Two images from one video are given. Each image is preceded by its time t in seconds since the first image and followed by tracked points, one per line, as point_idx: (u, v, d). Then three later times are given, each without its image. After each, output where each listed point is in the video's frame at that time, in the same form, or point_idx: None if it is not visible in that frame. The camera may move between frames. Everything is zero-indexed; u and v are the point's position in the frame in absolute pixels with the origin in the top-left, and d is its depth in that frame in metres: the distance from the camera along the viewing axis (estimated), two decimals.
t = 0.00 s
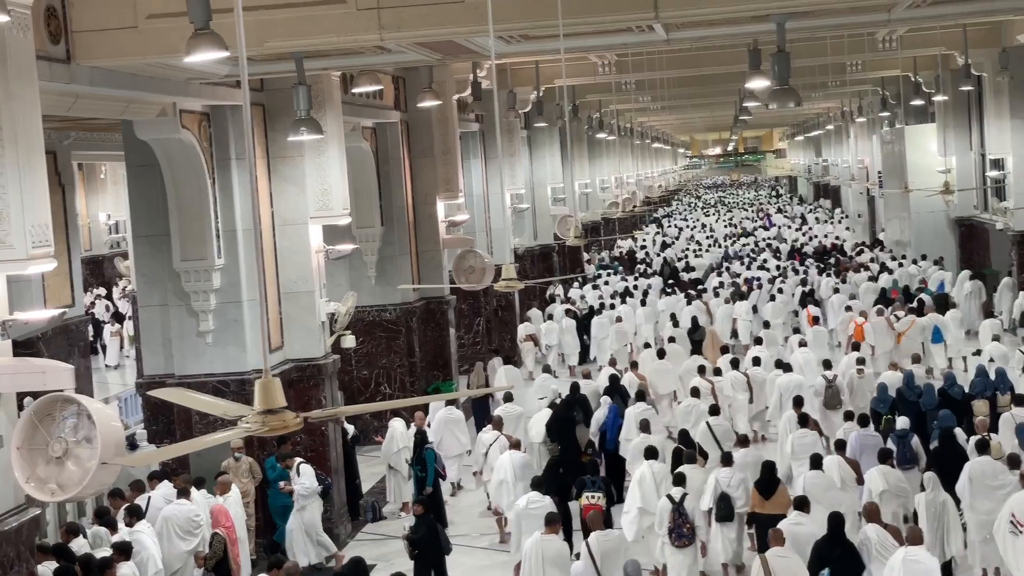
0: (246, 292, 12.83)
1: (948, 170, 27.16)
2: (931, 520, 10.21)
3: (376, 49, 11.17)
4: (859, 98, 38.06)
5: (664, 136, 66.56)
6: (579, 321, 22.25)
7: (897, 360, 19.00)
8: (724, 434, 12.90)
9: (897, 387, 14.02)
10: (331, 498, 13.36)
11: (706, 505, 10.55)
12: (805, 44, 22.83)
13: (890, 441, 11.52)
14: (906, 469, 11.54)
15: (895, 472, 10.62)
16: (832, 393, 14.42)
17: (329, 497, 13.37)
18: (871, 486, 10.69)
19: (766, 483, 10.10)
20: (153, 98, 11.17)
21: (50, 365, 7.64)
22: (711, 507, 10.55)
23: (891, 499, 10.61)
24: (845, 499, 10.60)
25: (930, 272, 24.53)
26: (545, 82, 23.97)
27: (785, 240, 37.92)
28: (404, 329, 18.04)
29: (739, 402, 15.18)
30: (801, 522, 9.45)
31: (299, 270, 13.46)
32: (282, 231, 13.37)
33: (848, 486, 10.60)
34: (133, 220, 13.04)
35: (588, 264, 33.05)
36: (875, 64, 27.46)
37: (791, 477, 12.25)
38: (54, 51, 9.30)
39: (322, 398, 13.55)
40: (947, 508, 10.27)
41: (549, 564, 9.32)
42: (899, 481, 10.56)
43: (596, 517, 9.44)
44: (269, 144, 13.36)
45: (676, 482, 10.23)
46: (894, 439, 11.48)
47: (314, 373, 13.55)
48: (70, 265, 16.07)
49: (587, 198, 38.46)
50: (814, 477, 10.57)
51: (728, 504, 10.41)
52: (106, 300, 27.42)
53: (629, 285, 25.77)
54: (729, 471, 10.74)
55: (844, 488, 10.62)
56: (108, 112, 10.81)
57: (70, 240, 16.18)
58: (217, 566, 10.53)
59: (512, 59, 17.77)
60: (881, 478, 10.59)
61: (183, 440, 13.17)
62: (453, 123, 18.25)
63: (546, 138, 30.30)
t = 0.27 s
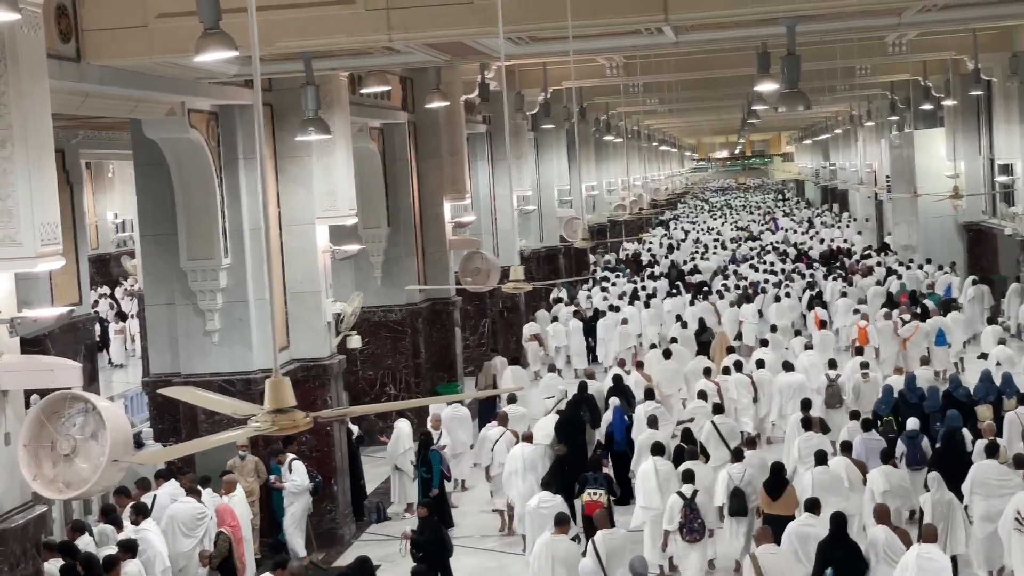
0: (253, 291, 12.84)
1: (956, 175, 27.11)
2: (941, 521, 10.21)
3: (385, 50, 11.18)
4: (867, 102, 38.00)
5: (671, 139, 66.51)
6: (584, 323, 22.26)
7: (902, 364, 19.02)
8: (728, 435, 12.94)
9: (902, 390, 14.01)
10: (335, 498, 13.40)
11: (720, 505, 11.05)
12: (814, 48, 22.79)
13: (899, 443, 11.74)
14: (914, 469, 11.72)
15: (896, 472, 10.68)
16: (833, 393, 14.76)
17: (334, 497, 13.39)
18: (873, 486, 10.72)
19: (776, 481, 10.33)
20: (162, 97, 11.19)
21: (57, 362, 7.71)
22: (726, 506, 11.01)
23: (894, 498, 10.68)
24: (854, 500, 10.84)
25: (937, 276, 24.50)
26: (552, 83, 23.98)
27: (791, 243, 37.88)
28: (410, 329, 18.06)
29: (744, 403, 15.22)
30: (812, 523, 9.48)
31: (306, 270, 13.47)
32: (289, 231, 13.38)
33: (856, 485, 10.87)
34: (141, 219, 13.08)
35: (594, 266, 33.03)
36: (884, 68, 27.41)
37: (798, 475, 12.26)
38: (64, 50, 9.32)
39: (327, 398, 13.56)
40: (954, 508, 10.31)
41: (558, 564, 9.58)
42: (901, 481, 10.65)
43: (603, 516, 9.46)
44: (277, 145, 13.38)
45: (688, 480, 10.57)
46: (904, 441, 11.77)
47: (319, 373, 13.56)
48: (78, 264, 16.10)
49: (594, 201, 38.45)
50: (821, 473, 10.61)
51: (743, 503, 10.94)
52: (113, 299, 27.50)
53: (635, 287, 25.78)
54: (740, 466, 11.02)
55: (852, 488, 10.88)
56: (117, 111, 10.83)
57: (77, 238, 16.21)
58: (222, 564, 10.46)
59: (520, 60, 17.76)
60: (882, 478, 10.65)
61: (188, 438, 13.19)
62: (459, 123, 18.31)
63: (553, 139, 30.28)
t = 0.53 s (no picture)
0: (258, 287, 12.83)
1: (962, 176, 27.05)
2: (939, 515, 10.44)
3: (391, 46, 11.16)
4: (873, 102, 37.91)
5: (677, 138, 66.36)
6: (589, 321, 22.23)
7: (905, 365, 19.03)
8: (730, 431, 12.94)
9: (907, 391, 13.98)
10: (339, 495, 13.39)
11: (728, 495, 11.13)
12: (821, 48, 22.73)
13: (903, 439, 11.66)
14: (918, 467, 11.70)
15: (897, 468, 10.67)
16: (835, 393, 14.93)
17: (337, 493, 13.38)
18: (873, 483, 10.74)
19: (781, 475, 10.53)
20: (169, 92, 11.17)
21: (63, 356, 7.80)
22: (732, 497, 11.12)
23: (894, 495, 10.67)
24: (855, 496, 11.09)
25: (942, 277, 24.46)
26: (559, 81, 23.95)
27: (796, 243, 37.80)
28: (414, 327, 18.05)
29: (747, 401, 15.24)
30: (820, 518, 9.63)
31: (312, 266, 13.45)
32: (294, 226, 13.36)
33: (857, 482, 11.09)
34: (147, 213, 13.07)
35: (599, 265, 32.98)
36: (892, 68, 27.34)
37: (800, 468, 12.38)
38: (71, 43, 9.31)
39: (332, 395, 13.55)
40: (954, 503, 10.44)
41: (568, 555, 9.76)
42: (901, 477, 10.63)
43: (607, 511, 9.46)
44: (284, 140, 13.36)
45: (695, 474, 10.63)
46: (907, 439, 11.73)
47: (324, 369, 13.55)
48: (83, 259, 16.10)
49: (599, 199, 38.40)
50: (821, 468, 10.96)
51: (752, 497, 10.89)
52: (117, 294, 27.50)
53: (640, 286, 25.74)
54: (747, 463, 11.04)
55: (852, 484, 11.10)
56: (124, 105, 10.81)
57: (82, 232, 16.19)
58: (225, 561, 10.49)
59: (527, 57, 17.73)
60: (883, 474, 10.65)
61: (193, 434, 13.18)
62: (466, 121, 18.29)
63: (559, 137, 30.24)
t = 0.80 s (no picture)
0: (262, 282, 12.83)
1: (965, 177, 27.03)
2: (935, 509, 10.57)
3: (398, 42, 11.17)
4: (877, 102, 37.87)
5: (680, 136, 66.28)
6: (591, 318, 22.23)
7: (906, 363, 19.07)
8: (728, 426, 13.01)
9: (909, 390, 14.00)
10: (341, 490, 13.40)
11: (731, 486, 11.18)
12: (825, 47, 22.71)
13: (901, 433, 11.90)
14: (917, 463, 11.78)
15: (901, 461, 11.12)
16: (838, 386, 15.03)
17: (339, 487, 13.39)
18: (878, 476, 11.19)
19: (783, 471, 10.57)
20: (175, 86, 11.17)
21: (67, 349, 7.78)
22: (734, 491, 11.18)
23: (895, 487, 11.08)
24: (855, 492, 11.12)
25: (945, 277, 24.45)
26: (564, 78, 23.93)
27: (799, 242, 37.77)
28: (418, 323, 18.06)
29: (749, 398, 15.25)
30: (819, 512, 9.82)
31: (316, 261, 13.45)
32: (298, 221, 13.36)
33: (857, 478, 11.14)
34: (152, 207, 13.07)
35: (601, 262, 32.96)
36: (897, 68, 27.31)
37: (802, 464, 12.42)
38: (77, 36, 9.31)
39: (335, 389, 13.56)
40: (950, 498, 10.62)
41: (574, 547, 9.79)
42: (906, 469, 11.06)
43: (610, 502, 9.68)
44: (288, 134, 13.35)
45: (702, 468, 10.67)
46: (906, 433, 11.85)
47: (327, 364, 13.56)
48: (87, 252, 16.09)
49: (602, 197, 38.38)
50: (822, 461, 10.96)
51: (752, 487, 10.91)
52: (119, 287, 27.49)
53: (642, 283, 25.74)
54: (751, 456, 11.07)
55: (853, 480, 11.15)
56: (131, 99, 10.82)
57: (86, 225, 16.18)
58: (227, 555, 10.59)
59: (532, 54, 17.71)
60: (888, 466, 11.08)
61: (195, 428, 13.19)
62: (470, 117, 18.28)
63: (563, 134, 30.21)
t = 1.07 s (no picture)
0: (267, 276, 12.84)
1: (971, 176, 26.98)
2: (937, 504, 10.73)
3: (405, 37, 11.17)
4: (883, 101, 37.79)
5: (685, 134, 66.17)
6: (596, 314, 22.21)
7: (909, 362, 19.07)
8: (734, 422, 13.04)
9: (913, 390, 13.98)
10: (344, 485, 13.39)
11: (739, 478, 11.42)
12: (833, 46, 22.67)
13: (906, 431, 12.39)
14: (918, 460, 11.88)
15: (909, 457, 11.27)
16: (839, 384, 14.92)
17: (343, 482, 13.38)
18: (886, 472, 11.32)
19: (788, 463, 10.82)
20: (182, 79, 11.17)
21: (72, 342, 7.80)
22: (743, 482, 11.44)
23: (902, 483, 11.25)
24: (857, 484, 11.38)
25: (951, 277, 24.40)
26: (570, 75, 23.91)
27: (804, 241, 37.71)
28: (422, 318, 18.08)
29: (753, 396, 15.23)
30: (817, 505, 9.98)
31: (321, 256, 13.44)
32: (304, 215, 13.35)
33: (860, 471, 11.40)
34: (158, 200, 13.07)
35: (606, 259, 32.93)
36: (904, 68, 27.25)
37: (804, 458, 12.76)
38: (85, 29, 9.31)
39: (340, 384, 13.56)
40: (953, 493, 10.77)
41: (574, 540, 9.78)
42: (913, 464, 11.22)
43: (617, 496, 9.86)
44: (295, 129, 13.35)
45: (711, 458, 10.95)
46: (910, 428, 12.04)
47: (332, 359, 13.56)
48: (92, 245, 16.10)
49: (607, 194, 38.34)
50: (824, 450, 11.23)
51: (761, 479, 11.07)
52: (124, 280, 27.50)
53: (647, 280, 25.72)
54: (761, 447, 11.40)
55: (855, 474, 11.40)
56: (138, 92, 10.82)
57: (91, 218, 16.19)
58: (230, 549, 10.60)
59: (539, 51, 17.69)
60: (896, 463, 11.22)
61: (199, 422, 13.18)
62: (477, 113, 18.28)
63: (568, 131, 30.18)
